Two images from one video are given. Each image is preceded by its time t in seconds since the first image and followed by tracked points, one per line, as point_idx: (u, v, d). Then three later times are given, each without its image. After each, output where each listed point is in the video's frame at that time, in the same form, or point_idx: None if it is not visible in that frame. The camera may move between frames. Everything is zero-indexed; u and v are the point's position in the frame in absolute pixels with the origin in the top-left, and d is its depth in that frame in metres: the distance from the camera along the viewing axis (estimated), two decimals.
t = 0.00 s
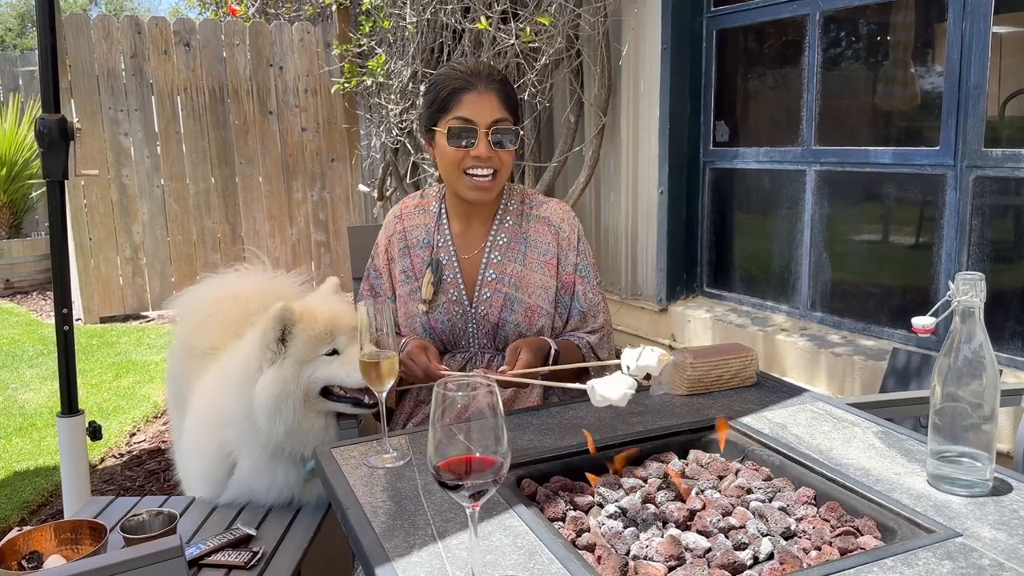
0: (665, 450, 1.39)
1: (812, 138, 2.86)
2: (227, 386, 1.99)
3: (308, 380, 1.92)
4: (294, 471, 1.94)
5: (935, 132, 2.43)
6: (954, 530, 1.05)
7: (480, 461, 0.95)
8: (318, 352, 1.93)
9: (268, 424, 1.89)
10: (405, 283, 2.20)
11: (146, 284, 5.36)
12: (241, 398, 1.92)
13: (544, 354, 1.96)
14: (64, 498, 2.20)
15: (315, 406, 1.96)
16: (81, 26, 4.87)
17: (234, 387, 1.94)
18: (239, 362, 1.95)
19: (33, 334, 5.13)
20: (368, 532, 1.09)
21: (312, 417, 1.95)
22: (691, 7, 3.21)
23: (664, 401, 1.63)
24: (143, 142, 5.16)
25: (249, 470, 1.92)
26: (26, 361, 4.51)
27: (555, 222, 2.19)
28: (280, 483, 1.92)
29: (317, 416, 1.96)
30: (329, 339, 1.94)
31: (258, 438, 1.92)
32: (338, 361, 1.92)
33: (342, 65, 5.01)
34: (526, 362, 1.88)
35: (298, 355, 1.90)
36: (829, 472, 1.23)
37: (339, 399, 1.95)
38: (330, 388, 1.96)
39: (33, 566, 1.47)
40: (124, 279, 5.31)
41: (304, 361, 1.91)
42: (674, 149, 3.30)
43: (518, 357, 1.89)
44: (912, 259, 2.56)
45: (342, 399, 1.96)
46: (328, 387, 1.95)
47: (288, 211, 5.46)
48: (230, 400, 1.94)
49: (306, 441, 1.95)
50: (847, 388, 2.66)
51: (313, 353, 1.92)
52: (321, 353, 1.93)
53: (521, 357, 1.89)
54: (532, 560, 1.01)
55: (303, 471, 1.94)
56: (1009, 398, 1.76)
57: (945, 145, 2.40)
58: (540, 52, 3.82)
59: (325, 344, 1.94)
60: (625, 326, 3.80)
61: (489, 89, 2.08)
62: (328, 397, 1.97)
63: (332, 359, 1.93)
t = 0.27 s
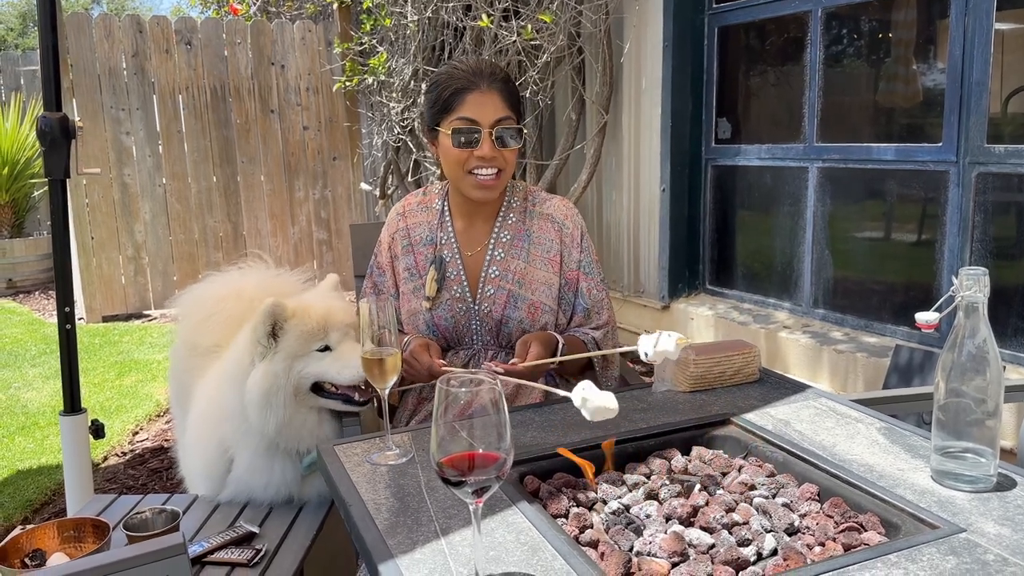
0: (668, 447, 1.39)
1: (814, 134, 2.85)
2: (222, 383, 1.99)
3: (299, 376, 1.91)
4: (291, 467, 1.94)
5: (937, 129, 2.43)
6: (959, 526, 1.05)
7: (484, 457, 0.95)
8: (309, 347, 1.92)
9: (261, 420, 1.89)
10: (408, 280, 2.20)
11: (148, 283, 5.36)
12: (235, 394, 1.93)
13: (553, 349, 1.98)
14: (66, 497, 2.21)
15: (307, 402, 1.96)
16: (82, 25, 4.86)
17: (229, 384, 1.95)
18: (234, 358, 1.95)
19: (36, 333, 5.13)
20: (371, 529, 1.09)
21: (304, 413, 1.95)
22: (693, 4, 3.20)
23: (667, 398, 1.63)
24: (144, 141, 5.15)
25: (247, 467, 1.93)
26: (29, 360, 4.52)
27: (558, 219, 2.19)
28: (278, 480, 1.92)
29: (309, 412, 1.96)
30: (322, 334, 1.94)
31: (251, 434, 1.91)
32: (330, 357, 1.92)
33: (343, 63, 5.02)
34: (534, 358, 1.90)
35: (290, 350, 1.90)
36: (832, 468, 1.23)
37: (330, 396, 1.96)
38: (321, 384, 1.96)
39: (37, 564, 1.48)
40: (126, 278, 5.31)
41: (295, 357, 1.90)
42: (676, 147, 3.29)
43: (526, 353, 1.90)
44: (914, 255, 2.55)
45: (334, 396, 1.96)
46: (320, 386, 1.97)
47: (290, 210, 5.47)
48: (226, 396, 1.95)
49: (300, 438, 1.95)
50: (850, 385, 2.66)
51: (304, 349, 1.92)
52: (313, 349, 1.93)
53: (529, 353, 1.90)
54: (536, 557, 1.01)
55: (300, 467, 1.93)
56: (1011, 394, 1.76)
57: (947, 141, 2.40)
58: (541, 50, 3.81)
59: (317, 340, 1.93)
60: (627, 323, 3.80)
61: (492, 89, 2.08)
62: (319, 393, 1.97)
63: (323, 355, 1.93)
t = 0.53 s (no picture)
0: (672, 445, 1.39)
1: (816, 133, 2.85)
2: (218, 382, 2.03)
3: (279, 375, 1.90)
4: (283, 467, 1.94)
5: (939, 127, 2.42)
6: (964, 524, 1.05)
7: (489, 455, 0.95)
8: (291, 347, 1.90)
9: (249, 418, 1.90)
10: (411, 279, 2.20)
11: (149, 283, 5.36)
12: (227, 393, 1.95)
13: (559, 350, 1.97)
14: (70, 496, 2.21)
15: (289, 402, 1.94)
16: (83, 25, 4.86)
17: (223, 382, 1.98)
18: (227, 357, 1.98)
19: (37, 333, 5.13)
20: (376, 527, 1.09)
21: (287, 413, 1.94)
22: (694, 3, 3.19)
23: (671, 396, 1.63)
24: (145, 141, 5.15)
25: (241, 464, 1.95)
26: (30, 361, 4.52)
27: (560, 217, 2.19)
28: (270, 480, 1.93)
29: (292, 413, 1.94)
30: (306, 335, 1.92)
31: (241, 433, 1.93)
32: (311, 359, 1.90)
33: (344, 63, 5.02)
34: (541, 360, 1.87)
35: (271, 348, 1.89)
36: (836, 466, 1.23)
37: (311, 398, 1.93)
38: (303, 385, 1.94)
39: (40, 564, 1.48)
40: (128, 278, 5.31)
41: (276, 355, 1.89)
42: (677, 146, 3.29)
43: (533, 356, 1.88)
44: (916, 254, 2.55)
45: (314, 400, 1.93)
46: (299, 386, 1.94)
47: (291, 210, 5.47)
48: (221, 395, 1.98)
49: (285, 438, 1.94)
50: (852, 384, 2.66)
51: (285, 348, 1.90)
52: (295, 350, 1.91)
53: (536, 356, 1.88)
54: (541, 555, 1.01)
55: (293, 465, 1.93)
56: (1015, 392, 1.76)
57: (949, 139, 2.39)
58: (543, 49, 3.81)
59: (300, 341, 1.91)
60: (628, 322, 3.80)
61: (496, 92, 2.08)
62: (301, 394, 1.94)
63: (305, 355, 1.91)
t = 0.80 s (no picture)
0: (675, 448, 1.38)
1: (816, 134, 2.85)
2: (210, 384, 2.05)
3: (266, 377, 1.93)
4: (274, 468, 1.95)
5: (940, 128, 2.42)
6: (968, 527, 1.05)
7: (493, 458, 0.95)
8: (280, 349, 1.94)
9: (237, 418, 1.93)
10: (412, 280, 2.19)
11: (150, 284, 5.36)
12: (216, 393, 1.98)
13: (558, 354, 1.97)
14: (71, 498, 2.21)
15: (277, 404, 1.98)
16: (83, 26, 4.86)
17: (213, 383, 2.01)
18: (218, 358, 2.01)
19: (37, 335, 5.13)
20: (379, 530, 1.09)
21: (275, 414, 1.97)
22: (694, 4, 3.19)
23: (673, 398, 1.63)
24: (145, 142, 5.15)
25: (231, 465, 1.96)
26: (30, 362, 4.51)
27: (561, 218, 2.19)
28: (260, 481, 1.94)
29: (279, 414, 1.98)
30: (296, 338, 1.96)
31: (230, 433, 1.95)
32: (300, 362, 1.93)
33: (344, 64, 5.02)
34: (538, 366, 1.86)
35: (261, 349, 1.92)
36: (839, 469, 1.23)
37: (296, 402, 1.97)
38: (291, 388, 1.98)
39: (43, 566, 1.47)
40: (128, 279, 5.31)
41: (265, 357, 1.92)
42: (677, 147, 3.30)
43: (530, 363, 1.86)
44: (916, 255, 2.55)
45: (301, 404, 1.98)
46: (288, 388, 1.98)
47: (291, 211, 5.47)
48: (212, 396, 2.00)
49: (271, 440, 1.96)
50: (853, 385, 2.66)
51: (275, 350, 1.93)
52: (284, 352, 1.94)
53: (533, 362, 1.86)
54: (545, 558, 1.01)
55: (283, 466, 1.95)
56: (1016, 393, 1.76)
57: (949, 141, 2.39)
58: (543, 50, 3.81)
59: (289, 343, 1.95)
60: (629, 323, 3.80)
61: (505, 99, 2.08)
62: (288, 396, 1.98)
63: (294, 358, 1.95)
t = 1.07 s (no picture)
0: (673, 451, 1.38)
1: (814, 137, 2.85)
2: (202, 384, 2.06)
3: (241, 382, 1.90)
4: (264, 471, 1.94)
5: (937, 131, 2.43)
6: (966, 530, 1.05)
7: (492, 462, 0.95)
8: (252, 354, 1.90)
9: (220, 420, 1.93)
10: (410, 284, 2.19)
11: (148, 286, 5.35)
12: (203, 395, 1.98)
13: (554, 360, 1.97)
14: (69, 501, 2.20)
15: (256, 408, 1.94)
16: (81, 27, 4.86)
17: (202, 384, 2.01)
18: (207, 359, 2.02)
19: (35, 337, 5.12)
20: (377, 534, 1.09)
21: (255, 418, 1.94)
22: (693, 7, 3.20)
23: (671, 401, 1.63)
24: (144, 143, 5.15)
25: (222, 467, 1.97)
26: (28, 364, 4.51)
27: (559, 221, 2.19)
28: (251, 484, 1.93)
29: (259, 419, 1.95)
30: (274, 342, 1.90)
31: (218, 435, 1.95)
32: (271, 368, 1.88)
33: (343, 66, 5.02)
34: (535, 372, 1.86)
35: (234, 353, 1.90)
36: (838, 472, 1.23)
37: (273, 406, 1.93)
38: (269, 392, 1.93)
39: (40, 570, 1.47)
40: (126, 281, 5.30)
41: (239, 361, 1.90)
42: (676, 150, 3.30)
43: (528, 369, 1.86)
44: (914, 258, 2.55)
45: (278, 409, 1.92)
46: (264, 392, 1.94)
47: (289, 212, 5.46)
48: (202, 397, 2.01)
49: (256, 443, 1.94)
50: (851, 388, 2.66)
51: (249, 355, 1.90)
52: (259, 357, 1.90)
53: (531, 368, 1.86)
54: (543, 562, 1.01)
55: (274, 469, 1.94)
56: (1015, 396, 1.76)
57: (947, 143, 2.40)
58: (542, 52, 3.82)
59: (263, 348, 1.90)
60: (627, 325, 3.80)
61: (506, 103, 2.08)
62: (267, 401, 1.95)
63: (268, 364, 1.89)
